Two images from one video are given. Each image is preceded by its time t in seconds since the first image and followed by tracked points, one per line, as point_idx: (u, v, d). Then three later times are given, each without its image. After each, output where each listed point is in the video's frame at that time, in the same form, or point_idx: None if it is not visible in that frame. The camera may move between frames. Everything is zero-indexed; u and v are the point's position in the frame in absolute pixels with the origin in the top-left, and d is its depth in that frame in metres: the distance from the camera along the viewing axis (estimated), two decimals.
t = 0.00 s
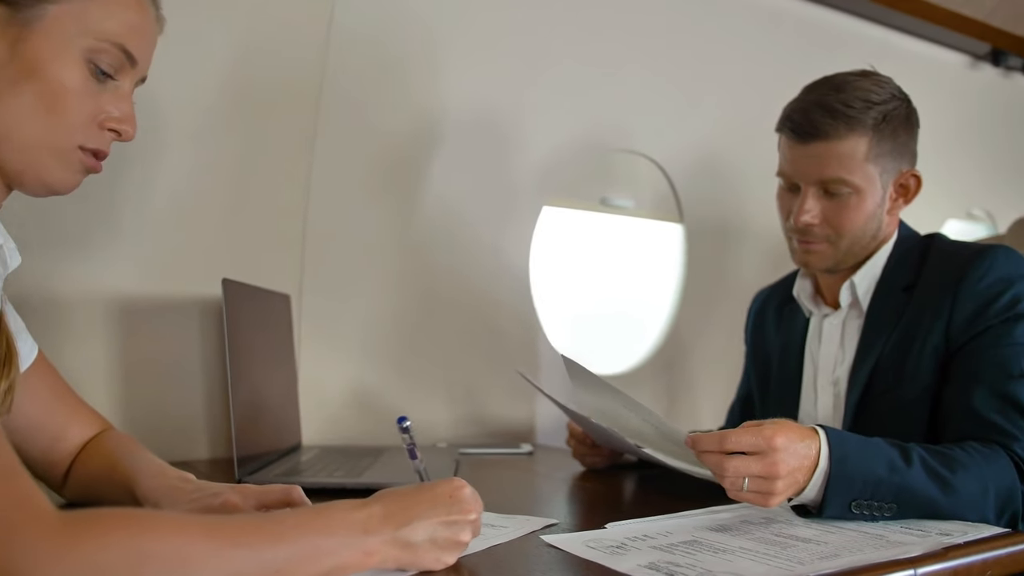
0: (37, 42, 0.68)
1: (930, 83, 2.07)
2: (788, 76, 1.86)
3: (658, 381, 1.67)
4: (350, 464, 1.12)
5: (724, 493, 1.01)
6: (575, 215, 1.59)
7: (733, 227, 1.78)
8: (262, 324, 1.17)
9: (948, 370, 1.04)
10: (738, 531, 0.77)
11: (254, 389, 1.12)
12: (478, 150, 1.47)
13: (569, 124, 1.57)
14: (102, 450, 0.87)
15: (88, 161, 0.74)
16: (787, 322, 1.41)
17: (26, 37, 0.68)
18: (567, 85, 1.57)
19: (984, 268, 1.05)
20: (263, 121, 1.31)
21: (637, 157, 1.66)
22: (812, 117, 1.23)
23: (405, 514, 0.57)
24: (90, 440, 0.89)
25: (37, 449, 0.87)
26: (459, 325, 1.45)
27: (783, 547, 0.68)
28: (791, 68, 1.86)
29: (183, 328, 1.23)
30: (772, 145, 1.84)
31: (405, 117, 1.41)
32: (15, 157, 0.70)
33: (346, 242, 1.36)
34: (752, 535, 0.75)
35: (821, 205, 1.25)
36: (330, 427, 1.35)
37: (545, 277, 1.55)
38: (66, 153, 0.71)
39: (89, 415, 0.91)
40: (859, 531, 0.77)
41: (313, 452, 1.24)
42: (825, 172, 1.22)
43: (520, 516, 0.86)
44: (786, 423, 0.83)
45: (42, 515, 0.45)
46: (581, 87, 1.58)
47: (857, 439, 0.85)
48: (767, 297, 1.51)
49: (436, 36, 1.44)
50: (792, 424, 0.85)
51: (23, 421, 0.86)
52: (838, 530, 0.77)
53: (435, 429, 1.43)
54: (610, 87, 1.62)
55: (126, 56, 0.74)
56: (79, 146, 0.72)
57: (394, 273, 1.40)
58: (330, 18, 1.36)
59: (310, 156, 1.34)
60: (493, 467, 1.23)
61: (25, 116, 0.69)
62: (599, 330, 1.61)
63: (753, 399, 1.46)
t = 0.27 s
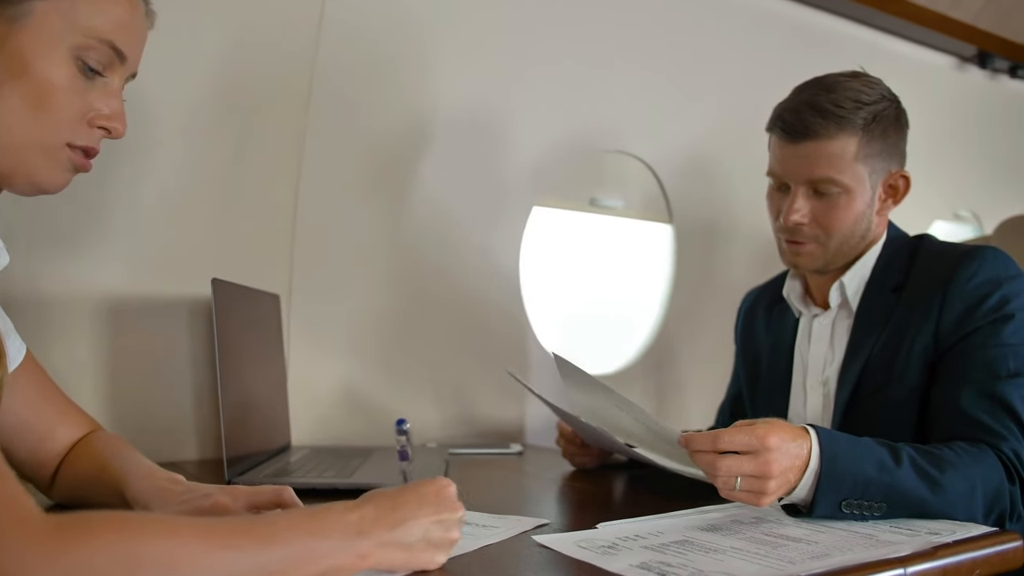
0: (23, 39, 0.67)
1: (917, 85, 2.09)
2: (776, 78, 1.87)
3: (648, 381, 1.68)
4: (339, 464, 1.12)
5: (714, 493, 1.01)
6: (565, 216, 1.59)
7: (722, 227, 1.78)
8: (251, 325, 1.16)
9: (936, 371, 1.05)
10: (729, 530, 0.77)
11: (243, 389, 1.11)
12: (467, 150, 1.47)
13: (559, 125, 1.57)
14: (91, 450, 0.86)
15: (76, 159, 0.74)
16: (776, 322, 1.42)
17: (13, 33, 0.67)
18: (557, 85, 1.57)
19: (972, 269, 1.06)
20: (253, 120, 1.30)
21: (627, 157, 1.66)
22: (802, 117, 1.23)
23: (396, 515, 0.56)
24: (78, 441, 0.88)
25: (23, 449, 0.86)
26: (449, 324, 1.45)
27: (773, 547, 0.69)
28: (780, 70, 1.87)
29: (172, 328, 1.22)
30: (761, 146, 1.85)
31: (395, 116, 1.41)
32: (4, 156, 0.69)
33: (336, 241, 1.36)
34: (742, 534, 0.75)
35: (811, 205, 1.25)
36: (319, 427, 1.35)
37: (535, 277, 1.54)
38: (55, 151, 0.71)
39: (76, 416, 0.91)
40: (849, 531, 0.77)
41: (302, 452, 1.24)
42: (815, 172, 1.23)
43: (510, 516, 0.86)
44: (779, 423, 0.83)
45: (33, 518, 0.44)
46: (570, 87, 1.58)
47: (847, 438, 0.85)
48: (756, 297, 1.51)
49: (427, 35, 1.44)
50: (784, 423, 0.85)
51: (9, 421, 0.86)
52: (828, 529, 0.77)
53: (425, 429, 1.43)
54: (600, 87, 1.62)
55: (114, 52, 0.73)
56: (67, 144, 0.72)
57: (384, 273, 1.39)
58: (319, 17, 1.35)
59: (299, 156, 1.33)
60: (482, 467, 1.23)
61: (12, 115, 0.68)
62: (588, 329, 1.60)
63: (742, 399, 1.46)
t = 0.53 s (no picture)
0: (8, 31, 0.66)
1: (906, 87, 2.10)
2: (766, 79, 1.87)
3: (638, 382, 1.68)
4: (329, 465, 1.11)
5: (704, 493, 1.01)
6: (555, 216, 1.59)
7: (713, 228, 1.79)
8: (242, 325, 1.16)
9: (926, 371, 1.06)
10: (720, 530, 0.78)
11: (233, 389, 1.11)
12: (457, 150, 1.47)
13: (550, 125, 1.57)
14: (80, 450, 0.86)
15: (62, 154, 0.74)
16: (767, 322, 1.43)
17: None
18: (548, 86, 1.57)
19: (961, 270, 1.07)
20: (243, 119, 1.30)
21: (618, 158, 1.66)
22: (793, 117, 1.23)
23: (383, 519, 0.54)
24: (68, 441, 0.88)
25: (12, 450, 0.86)
26: (440, 325, 1.45)
27: (765, 547, 0.69)
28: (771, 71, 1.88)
29: (161, 328, 1.22)
30: (752, 147, 1.86)
31: (386, 116, 1.41)
32: None
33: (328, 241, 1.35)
34: (734, 534, 0.76)
35: (803, 205, 1.25)
36: (309, 428, 1.35)
37: (526, 278, 1.55)
38: (39, 147, 0.71)
39: (66, 416, 0.90)
40: (841, 531, 0.77)
41: (293, 453, 1.23)
42: (807, 172, 1.23)
43: (501, 516, 0.85)
44: (771, 424, 0.83)
45: (23, 519, 0.45)
46: (561, 88, 1.59)
47: (838, 438, 0.86)
48: (747, 297, 1.52)
49: (418, 34, 1.44)
50: (775, 423, 0.85)
51: None
52: (819, 529, 0.78)
53: (417, 429, 1.43)
54: (591, 88, 1.62)
55: (100, 47, 0.72)
56: (51, 140, 0.72)
57: (375, 273, 1.39)
58: (308, 16, 1.35)
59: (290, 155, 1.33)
60: (473, 468, 1.23)
61: None
62: (580, 330, 1.62)
63: (733, 399, 1.47)
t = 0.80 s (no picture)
0: None
1: (896, 88, 2.11)
2: (757, 80, 1.88)
3: (630, 381, 1.68)
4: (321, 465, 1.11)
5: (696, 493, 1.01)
6: (548, 217, 1.59)
7: (704, 228, 1.80)
8: (234, 324, 1.16)
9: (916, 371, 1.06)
10: (713, 530, 0.78)
11: (225, 389, 1.10)
12: (450, 150, 1.47)
13: (543, 126, 1.57)
14: (71, 450, 0.85)
15: (39, 139, 0.77)
16: (758, 322, 1.43)
17: None
18: (541, 86, 1.57)
19: (952, 271, 1.08)
20: (235, 118, 1.29)
21: (610, 158, 1.67)
22: (789, 117, 1.24)
23: (305, 479, 0.51)
24: (57, 441, 0.87)
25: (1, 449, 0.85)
26: (432, 324, 1.45)
27: (757, 546, 0.69)
28: (762, 71, 1.88)
29: (153, 328, 1.21)
30: (743, 148, 1.87)
31: (377, 115, 1.40)
32: None
33: (320, 241, 1.35)
34: (727, 534, 0.76)
35: (797, 204, 1.25)
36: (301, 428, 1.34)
37: (517, 278, 1.55)
38: (16, 132, 0.74)
39: (55, 416, 0.90)
40: (833, 531, 0.78)
41: (284, 452, 1.23)
42: (803, 172, 1.23)
43: (493, 516, 0.85)
44: (762, 424, 0.84)
45: None
46: (553, 88, 1.59)
47: (829, 438, 0.86)
48: (738, 297, 1.52)
49: (409, 33, 1.43)
50: (767, 424, 0.86)
51: None
52: (812, 529, 0.78)
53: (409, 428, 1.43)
54: (583, 88, 1.62)
55: (74, 32, 0.75)
56: (28, 125, 0.75)
57: (367, 273, 1.39)
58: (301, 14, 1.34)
59: (282, 154, 1.33)
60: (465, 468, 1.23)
61: None
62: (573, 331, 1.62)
63: (724, 398, 1.47)
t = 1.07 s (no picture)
0: None
1: (882, 89, 2.13)
2: (746, 81, 1.89)
3: (620, 381, 1.69)
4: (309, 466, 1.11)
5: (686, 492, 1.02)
6: (537, 217, 1.59)
7: (693, 229, 1.80)
8: (222, 325, 1.15)
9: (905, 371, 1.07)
10: (704, 530, 0.78)
11: (213, 389, 1.10)
12: (439, 149, 1.46)
13: (533, 126, 1.58)
14: (56, 452, 0.84)
15: None
16: (748, 322, 1.43)
17: None
18: (531, 86, 1.57)
19: (940, 271, 1.09)
20: (222, 115, 1.28)
21: (600, 159, 1.67)
22: (781, 114, 1.25)
23: (215, 491, 0.51)
24: (41, 444, 0.87)
25: None
26: (421, 324, 1.44)
27: (748, 546, 0.69)
28: (750, 73, 1.89)
29: (140, 328, 1.20)
30: (732, 148, 1.87)
31: (365, 114, 1.40)
32: None
33: (309, 240, 1.34)
34: (718, 534, 0.76)
35: (789, 201, 1.26)
36: (290, 428, 1.34)
37: (507, 278, 1.55)
38: None
39: (39, 419, 0.89)
40: (823, 530, 0.78)
41: (273, 453, 1.22)
42: (794, 168, 1.24)
43: (482, 516, 0.86)
44: (750, 425, 0.84)
45: None
46: (543, 88, 1.59)
47: (819, 438, 0.86)
48: (728, 298, 1.53)
49: (398, 32, 1.43)
50: (759, 424, 0.85)
51: None
52: (802, 528, 0.78)
53: (398, 429, 1.43)
54: (572, 88, 1.62)
55: (34, 25, 0.74)
56: None
57: (358, 273, 1.38)
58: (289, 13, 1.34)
59: (271, 153, 1.32)
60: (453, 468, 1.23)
61: None
62: (562, 331, 1.62)
63: (714, 398, 1.48)
